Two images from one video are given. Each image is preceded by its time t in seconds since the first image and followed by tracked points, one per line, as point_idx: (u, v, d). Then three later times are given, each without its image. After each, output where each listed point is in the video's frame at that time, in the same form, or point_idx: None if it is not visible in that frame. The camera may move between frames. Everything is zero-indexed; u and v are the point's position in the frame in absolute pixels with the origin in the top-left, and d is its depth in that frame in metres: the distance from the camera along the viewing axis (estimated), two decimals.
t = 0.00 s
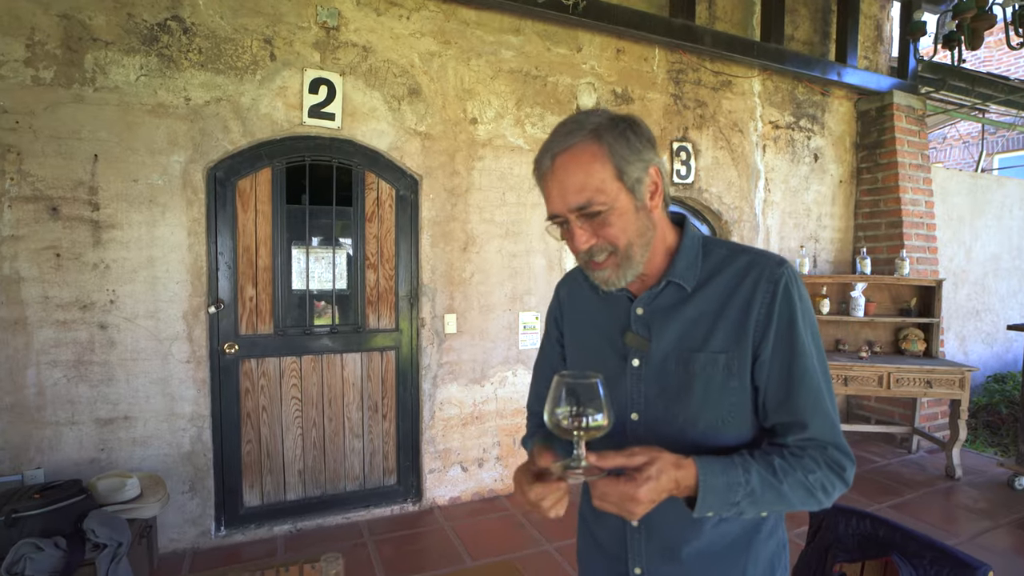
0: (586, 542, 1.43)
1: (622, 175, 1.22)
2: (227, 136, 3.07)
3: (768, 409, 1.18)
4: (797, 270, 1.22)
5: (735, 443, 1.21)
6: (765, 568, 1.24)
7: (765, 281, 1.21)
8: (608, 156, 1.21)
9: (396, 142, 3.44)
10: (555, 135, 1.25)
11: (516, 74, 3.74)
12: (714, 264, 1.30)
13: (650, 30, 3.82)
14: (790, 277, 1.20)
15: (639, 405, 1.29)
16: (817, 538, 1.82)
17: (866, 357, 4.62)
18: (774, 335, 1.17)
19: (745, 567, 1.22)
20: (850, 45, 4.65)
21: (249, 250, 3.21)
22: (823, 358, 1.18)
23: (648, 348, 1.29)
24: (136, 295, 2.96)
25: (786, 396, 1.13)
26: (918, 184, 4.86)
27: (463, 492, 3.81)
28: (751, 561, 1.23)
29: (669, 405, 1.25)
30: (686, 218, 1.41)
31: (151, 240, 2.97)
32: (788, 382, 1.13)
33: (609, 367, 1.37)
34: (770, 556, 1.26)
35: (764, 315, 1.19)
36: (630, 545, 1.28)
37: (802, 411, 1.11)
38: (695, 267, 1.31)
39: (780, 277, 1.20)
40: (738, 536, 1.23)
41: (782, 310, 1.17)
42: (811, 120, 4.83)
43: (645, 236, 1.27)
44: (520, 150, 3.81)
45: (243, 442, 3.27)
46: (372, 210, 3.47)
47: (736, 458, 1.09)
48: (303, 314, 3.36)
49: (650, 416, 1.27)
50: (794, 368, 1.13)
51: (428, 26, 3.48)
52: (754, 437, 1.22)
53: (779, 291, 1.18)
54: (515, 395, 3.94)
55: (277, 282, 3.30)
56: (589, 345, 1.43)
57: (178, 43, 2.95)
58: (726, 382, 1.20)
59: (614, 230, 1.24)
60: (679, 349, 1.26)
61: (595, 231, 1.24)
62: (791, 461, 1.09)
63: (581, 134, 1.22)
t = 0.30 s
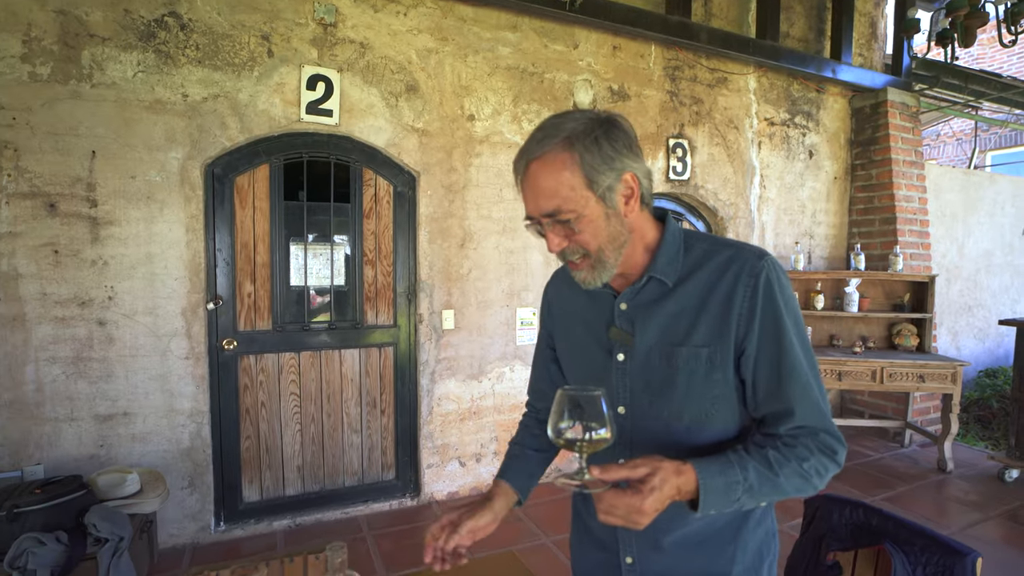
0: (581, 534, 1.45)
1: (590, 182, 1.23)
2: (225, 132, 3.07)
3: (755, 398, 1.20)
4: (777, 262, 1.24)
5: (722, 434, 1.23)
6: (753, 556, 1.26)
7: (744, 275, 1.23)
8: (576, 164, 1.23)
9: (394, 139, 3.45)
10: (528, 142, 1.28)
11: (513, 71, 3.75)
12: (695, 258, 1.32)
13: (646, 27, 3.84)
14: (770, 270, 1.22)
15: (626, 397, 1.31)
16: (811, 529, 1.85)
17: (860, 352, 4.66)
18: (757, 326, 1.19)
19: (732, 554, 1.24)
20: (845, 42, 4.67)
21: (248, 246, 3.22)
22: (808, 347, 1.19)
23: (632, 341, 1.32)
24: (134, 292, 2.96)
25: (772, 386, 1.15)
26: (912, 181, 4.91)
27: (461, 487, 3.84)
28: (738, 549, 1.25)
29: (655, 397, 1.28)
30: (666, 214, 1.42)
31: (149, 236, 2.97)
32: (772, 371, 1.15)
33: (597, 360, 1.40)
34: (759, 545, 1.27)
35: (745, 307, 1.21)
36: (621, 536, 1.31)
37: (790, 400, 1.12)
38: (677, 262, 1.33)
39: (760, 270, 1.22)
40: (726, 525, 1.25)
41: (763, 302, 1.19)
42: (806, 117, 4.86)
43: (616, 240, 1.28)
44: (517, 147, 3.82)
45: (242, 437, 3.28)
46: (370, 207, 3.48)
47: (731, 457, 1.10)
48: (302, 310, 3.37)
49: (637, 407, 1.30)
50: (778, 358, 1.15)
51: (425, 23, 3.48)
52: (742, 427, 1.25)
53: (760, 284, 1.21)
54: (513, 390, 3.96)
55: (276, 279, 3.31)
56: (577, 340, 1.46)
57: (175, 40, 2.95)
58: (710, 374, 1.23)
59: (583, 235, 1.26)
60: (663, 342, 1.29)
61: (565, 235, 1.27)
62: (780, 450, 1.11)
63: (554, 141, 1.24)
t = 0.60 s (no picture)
0: (576, 526, 1.47)
1: (597, 150, 1.38)
2: (221, 128, 3.07)
3: (744, 387, 1.22)
4: (757, 253, 1.27)
5: (712, 424, 1.25)
6: (744, 542, 1.28)
7: (727, 267, 1.26)
8: (583, 134, 1.38)
9: (390, 135, 3.46)
10: (534, 121, 1.41)
11: (508, 67, 3.77)
12: (680, 252, 1.36)
13: (641, 24, 3.86)
14: (752, 261, 1.26)
15: (617, 391, 1.33)
16: (805, 521, 1.88)
17: (851, 348, 4.72)
18: (742, 316, 1.21)
19: (724, 541, 1.26)
20: (837, 40, 4.72)
21: (244, 242, 3.22)
22: (792, 334, 1.22)
23: (622, 336, 1.34)
24: (130, 287, 2.96)
25: (760, 373, 1.17)
26: (902, 178, 4.97)
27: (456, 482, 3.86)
28: (730, 536, 1.27)
29: (646, 391, 1.29)
30: (648, 209, 1.47)
31: (145, 232, 2.97)
32: (760, 359, 1.17)
33: (587, 357, 1.41)
34: (749, 531, 1.29)
35: (729, 298, 1.24)
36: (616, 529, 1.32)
37: (780, 385, 1.14)
38: (662, 257, 1.36)
39: (742, 261, 1.26)
40: (718, 514, 1.26)
41: (747, 292, 1.22)
42: (799, 115, 4.91)
43: (620, 207, 1.41)
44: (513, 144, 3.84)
45: (239, 433, 3.29)
46: (366, 203, 3.49)
47: (727, 448, 1.10)
48: (298, 306, 3.38)
49: (627, 401, 1.32)
50: (765, 345, 1.17)
51: (421, 19, 3.49)
52: (731, 417, 1.27)
53: (743, 274, 1.24)
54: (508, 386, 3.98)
55: (272, 275, 3.31)
56: (565, 338, 1.47)
57: (170, 35, 2.94)
58: (699, 365, 1.25)
59: (593, 198, 1.37)
60: (652, 335, 1.31)
61: (575, 199, 1.37)
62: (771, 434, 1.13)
63: (557, 114, 1.39)
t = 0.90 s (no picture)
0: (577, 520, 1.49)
1: (599, 145, 1.43)
2: (222, 126, 3.08)
3: (742, 381, 1.24)
4: (751, 250, 1.30)
5: (711, 417, 1.28)
6: (743, 531, 1.31)
7: (722, 264, 1.29)
8: (587, 129, 1.43)
9: (391, 134, 3.47)
10: (539, 114, 1.45)
11: (508, 66, 3.78)
12: (675, 251, 1.38)
13: (640, 24, 3.89)
14: (747, 257, 1.28)
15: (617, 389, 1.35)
16: (803, 516, 1.90)
17: (848, 346, 4.76)
18: (739, 312, 1.24)
19: (724, 531, 1.28)
20: (834, 40, 4.74)
21: (245, 240, 3.23)
22: (787, 327, 1.25)
23: (620, 335, 1.35)
24: (132, 285, 2.97)
25: (758, 366, 1.20)
26: (899, 177, 5.00)
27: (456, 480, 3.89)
28: (730, 526, 1.29)
29: (646, 387, 1.31)
30: (642, 208, 1.50)
31: (147, 230, 2.98)
32: (758, 353, 1.20)
33: (585, 356, 1.42)
34: (748, 519, 1.32)
35: (726, 294, 1.26)
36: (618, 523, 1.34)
37: (778, 377, 1.17)
38: (657, 255, 1.38)
39: (737, 258, 1.28)
40: (717, 504, 1.29)
41: (743, 288, 1.25)
42: (796, 114, 4.94)
43: (619, 201, 1.45)
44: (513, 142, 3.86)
45: (240, 430, 3.30)
46: (366, 201, 3.50)
47: (731, 443, 1.12)
48: (299, 304, 3.40)
49: (627, 398, 1.34)
50: (763, 339, 1.20)
51: (422, 18, 3.50)
52: (729, 410, 1.30)
53: (739, 271, 1.26)
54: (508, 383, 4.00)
55: (273, 273, 3.32)
56: (563, 338, 1.48)
57: (172, 33, 2.95)
58: (697, 361, 1.27)
59: (594, 189, 1.41)
60: (650, 333, 1.33)
61: (577, 190, 1.41)
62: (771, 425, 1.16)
63: (561, 109, 1.44)
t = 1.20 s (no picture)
0: (578, 519, 1.50)
1: (603, 143, 1.46)
2: (222, 125, 3.09)
3: (745, 377, 1.26)
4: (751, 248, 1.32)
5: (714, 414, 1.30)
6: (746, 525, 1.33)
7: (723, 262, 1.30)
8: (591, 127, 1.46)
9: (391, 133, 3.48)
10: (544, 112, 1.48)
11: (508, 67, 3.80)
12: (676, 249, 1.39)
13: (640, 25, 3.91)
14: (747, 256, 1.30)
15: (619, 385, 1.36)
16: (802, 513, 1.92)
17: (844, 346, 4.80)
18: (741, 309, 1.26)
19: (726, 525, 1.30)
20: (831, 42, 4.78)
21: (245, 239, 3.23)
22: (787, 325, 1.27)
23: (623, 333, 1.37)
24: (132, 284, 2.97)
25: (761, 363, 1.22)
26: (894, 179, 5.04)
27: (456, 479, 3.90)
28: (733, 520, 1.31)
29: (648, 384, 1.33)
30: (644, 207, 1.52)
31: (147, 229, 2.98)
32: (760, 349, 1.22)
33: (587, 353, 1.44)
34: (750, 514, 1.34)
35: (728, 292, 1.28)
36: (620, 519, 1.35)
37: (780, 372, 1.19)
38: (659, 254, 1.40)
39: (737, 256, 1.30)
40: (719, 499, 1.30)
41: (744, 286, 1.27)
42: (793, 115, 4.97)
43: (622, 197, 1.46)
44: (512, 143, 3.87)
45: (239, 430, 3.30)
46: (366, 200, 3.51)
47: (740, 449, 1.13)
48: (299, 303, 3.40)
49: (631, 394, 1.35)
50: (764, 335, 1.22)
51: (422, 18, 3.51)
52: (732, 406, 1.31)
53: (740, 269, 1.28)
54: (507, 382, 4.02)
55: (273, 272, 3.33)
56: (564, 336, 1.50)
57: (173, 32, 2.95)
58: (699, 359, 1.29)
59: (597, 184, 1.43)
60: (652, 331, 1.34)
61: (581, 185, 1.43)
62: (774, 420, 1.18)
63: (566, 108, 1.47)
